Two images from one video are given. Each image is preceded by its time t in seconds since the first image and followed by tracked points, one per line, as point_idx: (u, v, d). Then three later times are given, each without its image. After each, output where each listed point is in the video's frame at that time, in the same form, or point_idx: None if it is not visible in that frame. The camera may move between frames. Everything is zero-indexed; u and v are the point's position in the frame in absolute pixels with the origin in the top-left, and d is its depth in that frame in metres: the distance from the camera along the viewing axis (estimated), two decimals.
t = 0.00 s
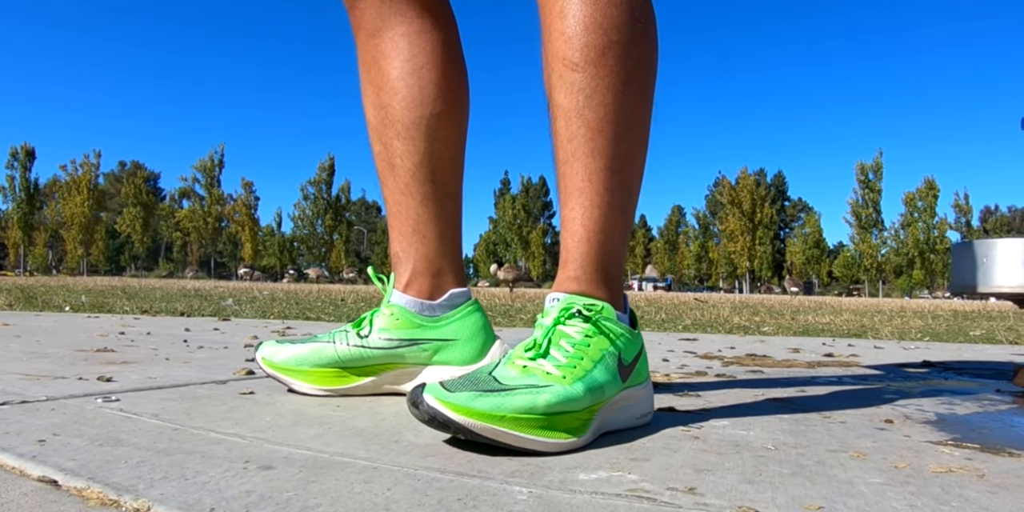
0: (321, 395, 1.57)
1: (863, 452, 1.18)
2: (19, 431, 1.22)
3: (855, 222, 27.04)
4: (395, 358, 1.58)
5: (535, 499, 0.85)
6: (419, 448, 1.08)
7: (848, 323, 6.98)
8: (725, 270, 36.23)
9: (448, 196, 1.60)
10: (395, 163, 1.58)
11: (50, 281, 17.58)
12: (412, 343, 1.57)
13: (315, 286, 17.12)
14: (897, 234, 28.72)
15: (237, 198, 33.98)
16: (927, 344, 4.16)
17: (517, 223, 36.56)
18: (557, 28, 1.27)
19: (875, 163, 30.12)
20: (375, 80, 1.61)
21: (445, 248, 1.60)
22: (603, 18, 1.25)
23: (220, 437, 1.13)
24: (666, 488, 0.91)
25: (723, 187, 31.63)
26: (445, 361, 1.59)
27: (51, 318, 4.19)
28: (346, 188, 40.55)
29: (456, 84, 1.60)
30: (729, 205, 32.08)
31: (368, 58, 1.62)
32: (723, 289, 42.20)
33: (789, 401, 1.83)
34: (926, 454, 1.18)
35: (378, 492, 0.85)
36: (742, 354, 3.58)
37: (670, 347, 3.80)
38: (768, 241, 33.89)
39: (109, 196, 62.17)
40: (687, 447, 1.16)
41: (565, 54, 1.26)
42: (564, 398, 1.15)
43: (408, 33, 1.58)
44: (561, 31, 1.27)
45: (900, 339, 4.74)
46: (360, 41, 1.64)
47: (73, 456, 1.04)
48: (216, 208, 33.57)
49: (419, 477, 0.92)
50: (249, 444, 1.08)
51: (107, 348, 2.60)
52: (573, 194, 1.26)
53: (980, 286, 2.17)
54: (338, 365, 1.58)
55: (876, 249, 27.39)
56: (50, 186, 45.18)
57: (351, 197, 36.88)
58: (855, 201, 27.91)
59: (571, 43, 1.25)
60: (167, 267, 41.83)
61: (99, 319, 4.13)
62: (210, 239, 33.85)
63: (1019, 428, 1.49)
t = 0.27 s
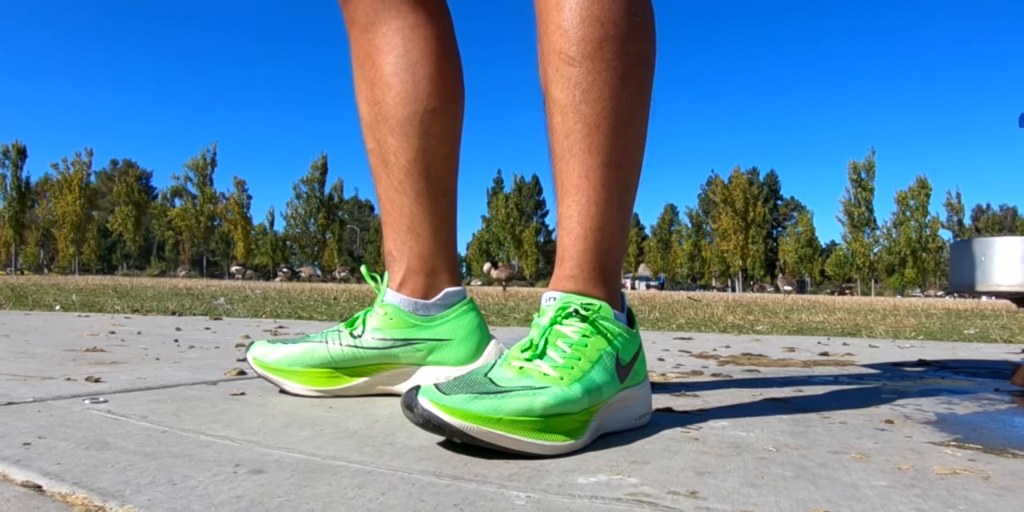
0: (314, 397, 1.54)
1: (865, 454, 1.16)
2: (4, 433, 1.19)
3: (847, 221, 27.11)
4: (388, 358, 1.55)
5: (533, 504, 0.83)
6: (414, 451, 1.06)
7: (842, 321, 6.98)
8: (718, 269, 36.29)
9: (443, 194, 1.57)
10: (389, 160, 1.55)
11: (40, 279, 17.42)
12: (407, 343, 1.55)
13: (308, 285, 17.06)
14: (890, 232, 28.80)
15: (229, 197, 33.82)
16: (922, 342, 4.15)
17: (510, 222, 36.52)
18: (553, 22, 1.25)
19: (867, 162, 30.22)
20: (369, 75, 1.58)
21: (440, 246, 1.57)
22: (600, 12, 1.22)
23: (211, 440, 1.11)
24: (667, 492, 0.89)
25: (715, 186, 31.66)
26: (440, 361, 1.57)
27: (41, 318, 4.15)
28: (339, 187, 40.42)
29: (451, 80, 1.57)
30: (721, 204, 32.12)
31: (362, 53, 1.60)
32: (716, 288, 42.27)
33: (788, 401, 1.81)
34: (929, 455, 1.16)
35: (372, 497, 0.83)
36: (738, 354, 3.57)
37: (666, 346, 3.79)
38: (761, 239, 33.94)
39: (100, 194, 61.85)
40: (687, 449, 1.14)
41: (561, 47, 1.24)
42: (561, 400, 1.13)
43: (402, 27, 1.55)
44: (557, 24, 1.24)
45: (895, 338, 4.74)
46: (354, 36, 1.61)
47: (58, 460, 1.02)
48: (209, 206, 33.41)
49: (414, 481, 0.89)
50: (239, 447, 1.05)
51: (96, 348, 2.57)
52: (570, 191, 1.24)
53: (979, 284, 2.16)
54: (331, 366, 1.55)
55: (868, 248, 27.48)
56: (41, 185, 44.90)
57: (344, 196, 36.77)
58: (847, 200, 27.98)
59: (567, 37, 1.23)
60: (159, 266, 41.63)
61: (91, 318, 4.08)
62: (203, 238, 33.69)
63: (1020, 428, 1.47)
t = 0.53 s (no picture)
0: (308, 398, 1.52)
1: (870, 456, 1.14)
2: None
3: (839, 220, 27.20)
4: (384, 358, 1.53)
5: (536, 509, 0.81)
6: (412, 454, 1.04)
7: (836, 321, 6.99)
8: (711, 268, 36.35)
9: (440, 191, 1.55)
10: (384, 156, 1.53)
11: (30, 278, 17.30)
12: (403, 344, 1.52)
13: (301, 284, 16.99)
14: (881, 232, 28.91)
15: (221, 196, 33.66)
16: (917, 342, 4.16)
17: (503, 221, 36.49)
18: (553, 15, 1.23)
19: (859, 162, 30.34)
20: (365, 70, 1.55)
21: (436, 245, 1.55)
22: (601, 5, 1.20)
23: (203, 443, 1.08)
24: (673, 497, 0.87)
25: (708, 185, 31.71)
26: (436, 361, 1.54)
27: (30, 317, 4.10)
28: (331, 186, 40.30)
29: (448, 76, 1.55)
30: (714, 203, 32.17)
31: (358, 47, 1.57)
32: (709, 287, 42.37)
33: (787, 402, 1.79)
34: (934, 457, 1.14)
35: (369, 503, 0.80)
36: (733, 353, 3.56)
37: (661, 345, 3.77)
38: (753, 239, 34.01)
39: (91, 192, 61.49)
40: (690, 452, 1.12)
41: (561, 42, 1.21)
42: (562, 402, 1.10)
43: (398, 22, 1.52)
44: (557, 18, 1.22)
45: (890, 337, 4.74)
46: (349, 30, 1.58)
47: (45, 464, 0.99)
48: (201, 205, 33.24)
49: (413, 486, 0.87)
50: (232, 451, 1.02)
51: (86, 348, 2.53)
52: (570, 188, 1.22)
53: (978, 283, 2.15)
54: (325, 366, 1.52)
55: (860, 248, 27.58)
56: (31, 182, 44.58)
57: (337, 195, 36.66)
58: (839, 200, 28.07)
59: (568, 30, 1.20)
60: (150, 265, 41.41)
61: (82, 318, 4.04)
62: (194, 237, 33.51)
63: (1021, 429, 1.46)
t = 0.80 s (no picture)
0: (304, 398, 1.49)
1: (878, 457, 1.12)
2: None
3: (831, 219, 27.27)
4: (382, 358, 1.50)
5: None
6: (413, 458, 1.01)
7: (831, 320, 6.99)
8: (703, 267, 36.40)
9: (439, 189, 1.52)
10: (383, 153, 1.50)
11: (20, 278, 17.14)
12: (401, 344, 1.50)
13: (293, 283, 16.91)
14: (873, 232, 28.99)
15: (213, 195, 33.49)
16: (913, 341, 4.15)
17: (496, 220, 36.44)
18: (556, 9, 1.21)
19: (851, 162, 30.44)
20: (362, 65, 1.53)
21: (434, 243, 1.52)
22: None
23: (199, 446, 1.05)
24: (682, 501, 0.85)
25: (701, 184, 31.75)
26: (435, 361, 1.52)
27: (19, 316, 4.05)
28: (324, 185, 40.17)
29: (448, 71, 1.52)
30: (707, 202, 32.22)
31: (355, 42, 1.54)
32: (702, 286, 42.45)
33: (789, 402, 1.77)
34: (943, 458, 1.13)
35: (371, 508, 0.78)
36: (731, 353, 3.54)
37: (658, 345, 3.75)
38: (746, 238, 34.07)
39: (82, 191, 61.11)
40: (695, 454, 1.10)
41: (565, 36, 1.19)
42: (566, 403, 1.08)
43: (397, 16, 1.50)
44: (560, 11, 1.20)
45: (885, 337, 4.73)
46: (347, 24, 1.56)
47: (35, 469, 0.96)
48: (192, 204, 33.07)
49: (415, 490, 0.84)
50: (229, 454, 0.99)
51: (77, 349, 2.49)
52: (573, 185, 1.19)
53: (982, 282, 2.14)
54: (322, 367, 1.50)
55: (852, 247, 27.66)
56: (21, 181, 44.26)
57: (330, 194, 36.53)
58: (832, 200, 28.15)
59: (571, 24, 1.18)
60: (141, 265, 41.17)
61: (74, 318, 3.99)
62: (186, 236, 33.33)
63: None
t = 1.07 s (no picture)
0: (302, 399, 1.47)
1: (887, 458, 1.11)
2: None
3: (823, 218, 27.35)
4: (382, 359, 1.48)
5: None
6: (417, 460, 0.99)
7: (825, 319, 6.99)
8: (696, 266, 36.45)
9: (439, 187, 1.50)
10: (383, 150, 1.48)
11: (9, 278, 16.99)
12: (401, 344, 1.47)
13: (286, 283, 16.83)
14: (865, 230, 29.08)
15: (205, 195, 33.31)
16: (909, 340, 4.15)
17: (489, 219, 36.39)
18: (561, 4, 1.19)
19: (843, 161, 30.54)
20: (362, 61, 1.51)
21: (434, 241, 1.50)
22: None
23: (198, 449, 1.03)
24: (694, 504, 0.83)
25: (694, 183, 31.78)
26: (436, 361, 1.50)
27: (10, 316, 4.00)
28: (317, 184, 40.03)
29: (448, 68, 1.50)
30: (699, 201, 32.25)
31: (355, 38, 1.52)
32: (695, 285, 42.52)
33: (792, 402, 1.76)
34: (952, 458, 1.11)
35: None
36: (728, 352, 3.52)
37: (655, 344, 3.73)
38: (738, 237, 34.13)
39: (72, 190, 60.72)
40: (703, 455, 1.09)
41: (570, 31, 1.17)
42: (573, 404, 1.06)
43: (397, 11, 1.47)
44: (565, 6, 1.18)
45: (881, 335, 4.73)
46: (346, 19, 1.53)
47: (28, 475, 0.93)
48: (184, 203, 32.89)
49: (422, 495, 0.82)
50: (228, 458, 0.97)
51: (70, 349, 2.45)
52: (578, 182, 1.17)
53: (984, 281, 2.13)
54: (321, 367, 1.48)
55: (844, 246, 27.75)
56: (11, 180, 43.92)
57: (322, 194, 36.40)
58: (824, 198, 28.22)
59: (577, 19, 1.16)
60: (132, 264, 40.92)
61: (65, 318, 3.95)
62: (177, 236, 33.14)
63: None
